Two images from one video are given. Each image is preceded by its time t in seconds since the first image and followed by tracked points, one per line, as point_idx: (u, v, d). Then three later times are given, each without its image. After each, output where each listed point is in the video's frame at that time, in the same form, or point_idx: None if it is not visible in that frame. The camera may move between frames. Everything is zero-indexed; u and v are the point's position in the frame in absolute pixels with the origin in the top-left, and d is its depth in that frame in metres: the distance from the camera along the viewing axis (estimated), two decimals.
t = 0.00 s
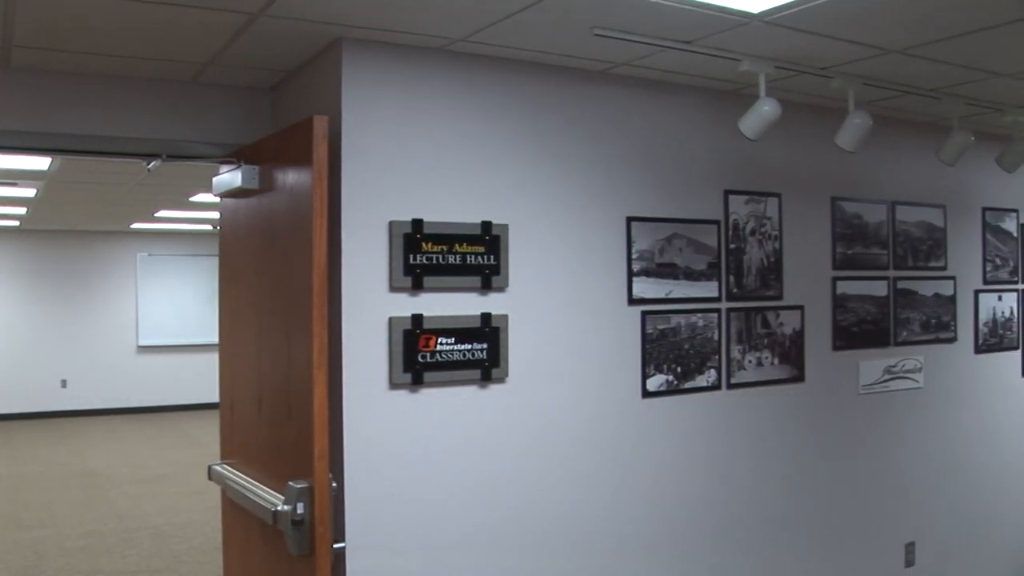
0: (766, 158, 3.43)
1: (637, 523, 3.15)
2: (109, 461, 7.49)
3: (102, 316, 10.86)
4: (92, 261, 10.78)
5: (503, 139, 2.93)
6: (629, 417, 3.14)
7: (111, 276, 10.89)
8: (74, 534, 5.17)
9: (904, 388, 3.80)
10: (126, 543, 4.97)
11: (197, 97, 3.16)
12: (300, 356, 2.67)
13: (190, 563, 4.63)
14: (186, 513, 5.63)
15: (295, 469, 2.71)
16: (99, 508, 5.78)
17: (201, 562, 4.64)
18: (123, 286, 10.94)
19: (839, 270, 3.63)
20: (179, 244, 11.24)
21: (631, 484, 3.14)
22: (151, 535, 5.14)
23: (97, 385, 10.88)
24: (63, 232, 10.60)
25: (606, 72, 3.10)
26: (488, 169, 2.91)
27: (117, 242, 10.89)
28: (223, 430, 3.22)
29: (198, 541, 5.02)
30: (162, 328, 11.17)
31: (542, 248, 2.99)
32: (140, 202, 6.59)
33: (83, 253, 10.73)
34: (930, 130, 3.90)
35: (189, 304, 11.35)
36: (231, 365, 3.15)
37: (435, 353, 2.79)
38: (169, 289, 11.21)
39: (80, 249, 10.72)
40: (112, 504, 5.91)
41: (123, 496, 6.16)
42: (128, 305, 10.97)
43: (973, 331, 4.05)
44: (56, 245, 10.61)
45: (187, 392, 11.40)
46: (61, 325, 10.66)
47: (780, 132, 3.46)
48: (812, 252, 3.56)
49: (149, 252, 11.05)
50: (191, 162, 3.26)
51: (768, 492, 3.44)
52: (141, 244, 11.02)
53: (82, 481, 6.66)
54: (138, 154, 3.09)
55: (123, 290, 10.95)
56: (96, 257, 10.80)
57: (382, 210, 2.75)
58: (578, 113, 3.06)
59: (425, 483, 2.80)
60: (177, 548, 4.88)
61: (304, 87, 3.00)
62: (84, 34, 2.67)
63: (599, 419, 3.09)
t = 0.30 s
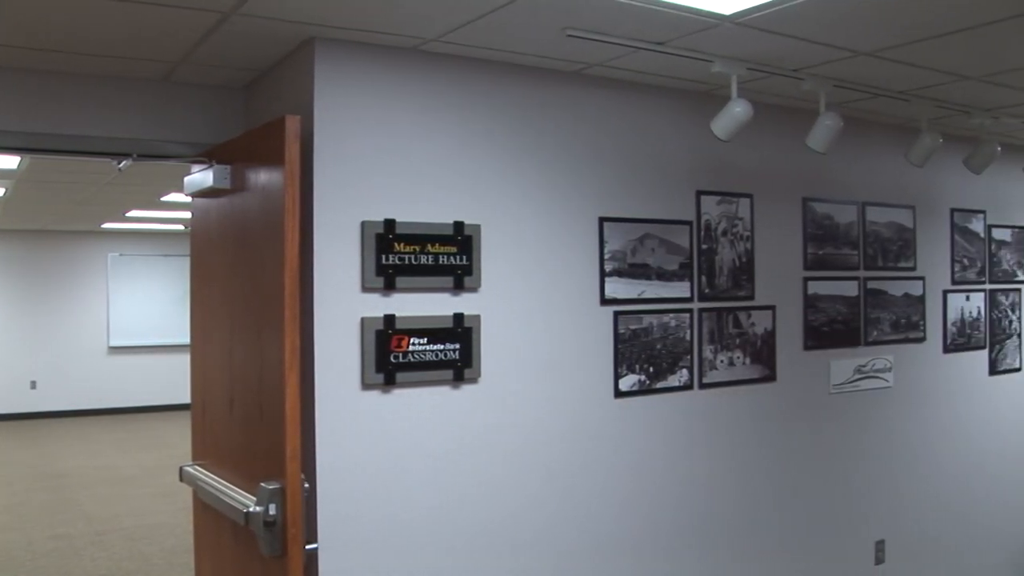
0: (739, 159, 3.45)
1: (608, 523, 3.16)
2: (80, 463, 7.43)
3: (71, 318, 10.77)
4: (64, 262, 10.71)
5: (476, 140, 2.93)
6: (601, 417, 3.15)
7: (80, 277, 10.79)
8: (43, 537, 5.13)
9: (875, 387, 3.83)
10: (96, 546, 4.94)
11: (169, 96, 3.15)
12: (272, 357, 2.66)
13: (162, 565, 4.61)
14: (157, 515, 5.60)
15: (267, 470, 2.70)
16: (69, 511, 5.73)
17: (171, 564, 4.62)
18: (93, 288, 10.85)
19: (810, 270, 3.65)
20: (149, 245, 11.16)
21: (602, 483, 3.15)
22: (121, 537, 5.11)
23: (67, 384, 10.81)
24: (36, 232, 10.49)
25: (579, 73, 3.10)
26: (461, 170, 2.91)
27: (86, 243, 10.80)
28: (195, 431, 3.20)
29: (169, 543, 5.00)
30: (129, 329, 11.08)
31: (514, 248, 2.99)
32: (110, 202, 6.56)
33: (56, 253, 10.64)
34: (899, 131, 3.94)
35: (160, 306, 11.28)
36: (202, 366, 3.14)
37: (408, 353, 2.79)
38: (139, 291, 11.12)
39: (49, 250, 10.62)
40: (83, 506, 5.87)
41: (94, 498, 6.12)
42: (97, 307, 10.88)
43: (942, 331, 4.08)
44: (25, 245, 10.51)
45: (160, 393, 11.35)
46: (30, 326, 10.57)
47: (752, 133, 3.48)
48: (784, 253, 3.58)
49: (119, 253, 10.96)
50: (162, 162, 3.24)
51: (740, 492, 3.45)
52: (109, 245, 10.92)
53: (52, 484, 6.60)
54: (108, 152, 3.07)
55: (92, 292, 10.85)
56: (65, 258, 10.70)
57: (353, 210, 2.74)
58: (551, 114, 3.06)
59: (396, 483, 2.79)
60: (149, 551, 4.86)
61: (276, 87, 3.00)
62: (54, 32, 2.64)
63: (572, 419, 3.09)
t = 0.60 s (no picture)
0: (704, 160, 3.47)
1: (574, 523, 3.16)
2: (43, 466, 7.35)
3: (34, 319, 10.64)
4: (27, 262, 10.60)
5: (442, 140, 2.93)
6: (567, 417, 3.16)
7: (42, 277, 10.69)
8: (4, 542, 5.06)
9: (840, 386, 3.87)
10: (57, 550, 4.88)
11: (133, 95, 3.12)
12: (237, 357, 2.65)
13: (125, 569, 4.58)
14: (120, 518, 5.56)
15: (232, 471, 2.68)
16: (31, 515, 5.67)
17: (132, 568, 4.58)
18: (56, 288, 10.75)
19: (775, 271, 3.68)
20: (112, 245, 11.08)
21: (567, 483, 3.15)
22: (84, 541, 5.07)
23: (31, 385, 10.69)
24: (1, 231, 10.34)
25: (545, 74, 3.11)
26: (427, 171, 2.91)
27: (48, 243, 10.70)
28: (159, 432, 3.18)
29: (133, 546, 4.96)
30: (93, 330, 10.99)
31: (479, 249, 2.99)
32: (71, 203, 6.56)
33: (19, 253, 10.54)
34: (861, 133, 3.98)
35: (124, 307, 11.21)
36: (167, 367, 3.12)
37: (373, 354, 2.78)
38: (102, 291, 11.03)
39: (11, 250, 10.50)
40: (45, 510, 5.80)
41: (57, 501, 6.05)
42: (60, 308, 10.78)
43: (903, 331, 4.14)
44: None
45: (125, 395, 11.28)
46: None
47: (718, 134, 3.50)
48: (749, 253, 3.61)
49: (82, 253, 10.87)
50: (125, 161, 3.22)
51: (707, 492, 3.48)
52: (72, 245, 10.83)
53: (15, 487, 6.52)
54: (71, 151, 3.03)
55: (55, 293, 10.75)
56: (27, 258, 10.59)
57: (318, 210, 2.73)
58: (517, 114, 3.07)
59: (361, 483, 2.78)
60: (112, 555, 4.82)
61: (241, 87, 2.98)
62: (16, 29, 2.60)
63: (538, 419, 3.10)
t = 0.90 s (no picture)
0: (673, 161, 3.49)
1: (543, 523, 3.17)
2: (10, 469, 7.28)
3: None
4: None
5: (411, 141, 2.93)
6: (536, 416, 3.16)
7: (8, 277, 10.58)
8: None
9: (805, 386, 3.90)
10: (24, 554, 4.84)
11: (100, 94, 3.10)
12: (204, 358, 2.63)
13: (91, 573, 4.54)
14: (87, 521, 5.52)
15: (200, 473, 2.65)
16: None
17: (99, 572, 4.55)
18: (22, 289, 10.65)
19: (742, 271, 3.71)
20: (78, 245, 11.00)
21: (537, 482, 3.16)
22: (51, 545, 5.02)
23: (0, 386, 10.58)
24: None
25: (514, 74, 3.11)
26: (397, 171, 2.90)
27: (14, 243, 10.60)
28: (127, 434, 3.16)
29: (102, 550, 4.93)
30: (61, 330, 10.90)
31: (448, 249, 2.99)
32: (37, 203, 6.52)
33: None
34: (829, 135, 4.02)
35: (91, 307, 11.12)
36: (134, 369, 3.09)
37: (342, 354, 2.77)
38: (69, 291, 10.94)
39: None
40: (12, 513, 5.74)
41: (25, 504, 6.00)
42: (26, 308, 10.68)
43: (870, 331, 4.18)
44: None
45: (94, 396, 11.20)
46: None
47: (686, 135, 3.52)
48: (718, 254, 3.63)
49: (49, 253, 10.79)
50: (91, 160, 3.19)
51: (676, 492, 3.49)
52: (38, 245, 10.74)
53: None
54: (36, 151, 2.99)
55: (21, 293, 10.65)
56: None
57: (285, 211, 2.71)
58: (487, 114, 3.07)
59: (329, 485, 2.77)
60: (80, 558, 4.78)
61: (209, 86, 2.97)
62: None
63: (507, 419, 3.10)
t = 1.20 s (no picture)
0: (641, 162, 3.51)
1: (511, 523, 3.18)
2: None
3: None
4: None
5: (379, 141, 2.92)
6: (505, 416, 3.17)
7: None
8: None
9: (772, 385, 3.92)
10: None
11: (65, 91, 3.07)
12: (171, 359, 2.61)
13: None
14: (49, 524, 5.47)
15: (167, 475, 2.63)
16: None
17: None
18: None
19: (710, 271, 3.73)
20: (43, 245, 10.91)
21: (505, 483, 3.16)
22: (13, 549, 4.97)
23: None
24: None
25: (483, 74, 3.11)
26: (364, 171, 2.90)
27: None
28: (93, 436, 3.13)
29: (64, 553, 4.89)
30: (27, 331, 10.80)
31: (416, 250, 2.99)
32: None
33: None
34: (795, 136, 4.06)
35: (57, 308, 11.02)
36: (100, 370, 3.07)
37: (309, 355, 2.76)
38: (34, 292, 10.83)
39: None
40: None
41: None
42: None
43: (836, 330, 4.23)
44: None
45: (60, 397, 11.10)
46: None
47: (654, 135, 3.54)
48: (685, 254, 3.65)
49: (13, 254, 10.69)
50: (55, 159, 3.16)
51: (644, 490, 3.51)
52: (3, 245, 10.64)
53: None
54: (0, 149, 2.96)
55: None
56: None
57: (252, 211, 2.69)
58: (455, 115, 3.07)
59: (297, 486, 2.76)
60: (42, 563, 4.73)
61: (175, 85, 2.95)
62: None
63: (476, 420, 3.10)
